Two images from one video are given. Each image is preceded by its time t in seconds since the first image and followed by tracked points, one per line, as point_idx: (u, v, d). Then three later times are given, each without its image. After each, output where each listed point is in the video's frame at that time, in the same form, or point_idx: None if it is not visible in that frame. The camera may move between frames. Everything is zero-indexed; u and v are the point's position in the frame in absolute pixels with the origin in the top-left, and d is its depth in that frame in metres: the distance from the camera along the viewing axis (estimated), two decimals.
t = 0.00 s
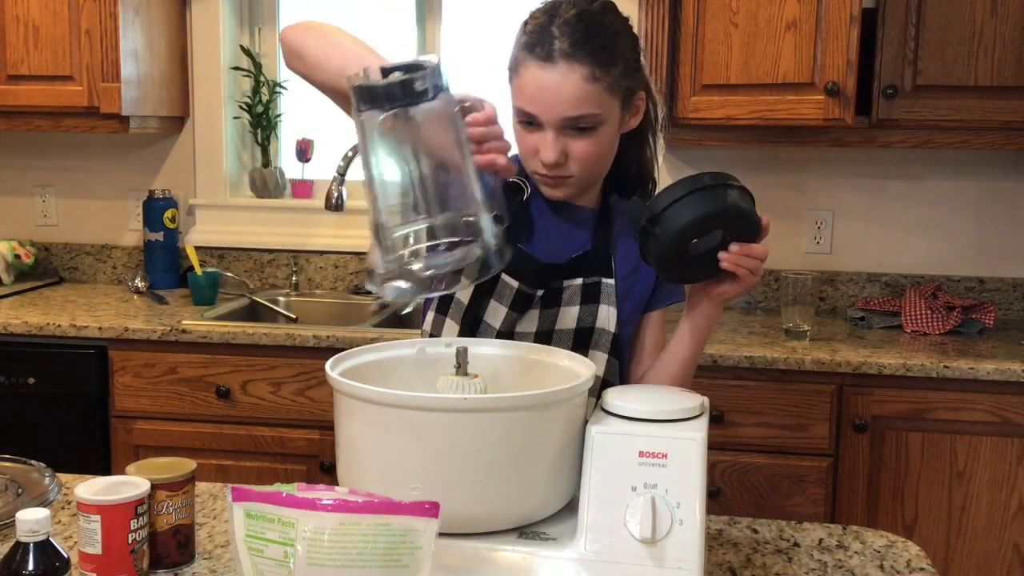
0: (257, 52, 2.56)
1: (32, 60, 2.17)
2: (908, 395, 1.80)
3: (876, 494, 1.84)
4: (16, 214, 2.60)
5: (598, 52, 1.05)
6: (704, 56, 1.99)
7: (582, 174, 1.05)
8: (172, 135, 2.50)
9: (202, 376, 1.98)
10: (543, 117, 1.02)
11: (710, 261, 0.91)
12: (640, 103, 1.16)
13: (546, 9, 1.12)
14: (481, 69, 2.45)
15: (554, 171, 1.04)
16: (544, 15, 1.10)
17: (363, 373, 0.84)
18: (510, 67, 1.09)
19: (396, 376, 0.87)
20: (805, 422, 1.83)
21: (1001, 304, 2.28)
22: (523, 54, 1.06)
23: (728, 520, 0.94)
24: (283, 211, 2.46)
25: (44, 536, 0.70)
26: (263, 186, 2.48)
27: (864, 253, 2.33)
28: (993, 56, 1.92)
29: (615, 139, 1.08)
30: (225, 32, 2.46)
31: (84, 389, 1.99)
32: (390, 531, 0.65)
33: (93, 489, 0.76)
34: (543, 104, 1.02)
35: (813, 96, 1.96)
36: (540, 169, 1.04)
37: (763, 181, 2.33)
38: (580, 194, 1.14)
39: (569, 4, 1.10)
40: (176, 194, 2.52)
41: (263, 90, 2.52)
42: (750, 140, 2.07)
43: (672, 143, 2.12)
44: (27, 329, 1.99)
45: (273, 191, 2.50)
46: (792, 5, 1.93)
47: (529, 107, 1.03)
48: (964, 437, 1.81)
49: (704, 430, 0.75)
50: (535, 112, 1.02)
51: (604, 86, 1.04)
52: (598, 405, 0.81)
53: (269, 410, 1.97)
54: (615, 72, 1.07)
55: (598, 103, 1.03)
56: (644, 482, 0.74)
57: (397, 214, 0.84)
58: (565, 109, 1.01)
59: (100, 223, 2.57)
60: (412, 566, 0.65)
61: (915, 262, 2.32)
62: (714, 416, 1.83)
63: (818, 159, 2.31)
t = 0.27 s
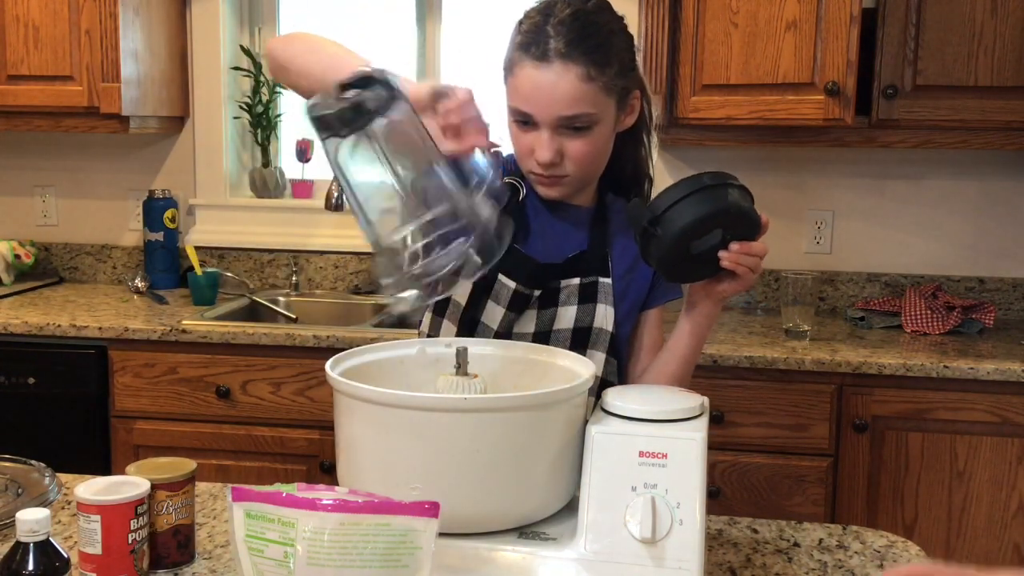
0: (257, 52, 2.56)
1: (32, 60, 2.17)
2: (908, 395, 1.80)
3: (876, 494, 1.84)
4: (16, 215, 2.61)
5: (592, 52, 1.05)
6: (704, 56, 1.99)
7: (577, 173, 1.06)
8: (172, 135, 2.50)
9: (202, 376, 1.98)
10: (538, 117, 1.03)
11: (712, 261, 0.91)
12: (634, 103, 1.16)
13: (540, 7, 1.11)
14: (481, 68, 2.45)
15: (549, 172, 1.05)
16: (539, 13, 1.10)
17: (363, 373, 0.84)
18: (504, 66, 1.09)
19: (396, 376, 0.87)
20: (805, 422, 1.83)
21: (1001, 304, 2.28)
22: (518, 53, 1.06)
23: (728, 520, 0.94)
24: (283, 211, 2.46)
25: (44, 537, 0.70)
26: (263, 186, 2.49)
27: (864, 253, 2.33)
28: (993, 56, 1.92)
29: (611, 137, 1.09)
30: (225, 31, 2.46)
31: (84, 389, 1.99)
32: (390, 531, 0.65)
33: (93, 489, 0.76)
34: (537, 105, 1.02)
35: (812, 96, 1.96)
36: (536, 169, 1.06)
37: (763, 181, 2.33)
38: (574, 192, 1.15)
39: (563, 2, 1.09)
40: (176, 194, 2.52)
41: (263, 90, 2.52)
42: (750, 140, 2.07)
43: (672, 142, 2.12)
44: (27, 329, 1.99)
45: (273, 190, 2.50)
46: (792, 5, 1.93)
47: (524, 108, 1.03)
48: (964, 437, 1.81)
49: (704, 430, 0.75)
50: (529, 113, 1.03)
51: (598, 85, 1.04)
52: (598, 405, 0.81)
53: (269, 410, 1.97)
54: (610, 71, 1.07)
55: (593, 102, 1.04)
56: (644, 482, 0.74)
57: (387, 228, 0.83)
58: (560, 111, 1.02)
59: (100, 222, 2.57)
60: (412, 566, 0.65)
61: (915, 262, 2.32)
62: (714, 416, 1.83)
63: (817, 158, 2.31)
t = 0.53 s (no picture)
0: (257, 52, 2.55)
1: (32, 60, 2.17)
2: (908, 396, 1.80)
3: (876, 494, 1.84)
4: (16, 215, 2.61)
5: (577, 37, 1.06)
6: (704, 56, 1.99)
7: (562, 161, 1.04)
8: (172, 135, 2.50)
9: (202, 376, 1.98)
10: (522, 102, 1.01)
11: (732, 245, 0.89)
12: (620, 95, 1.16)
13: None
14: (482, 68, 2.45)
15: (533, 157, 1.03)
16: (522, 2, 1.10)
17: (363, 373, 0.84)
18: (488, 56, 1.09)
19: (396, 376, 0.87)
20: (805, 422, 1.83)
21: (1001, 304, 2.28)
22: (502, 40, 1.06)
23: (728, 520, 0.94)
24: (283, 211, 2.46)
25: (44, 537, 0.70)
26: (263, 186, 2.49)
27: (864, 253, 2.33)
28: (993, 57, 1.92)
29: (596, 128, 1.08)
30: (225, 31, 2.46)
31: (84, 389, 1.99)
32: (390, 531, 0.65)
33: (93, 489, 0.76)
34: (521, 89, 1.01)
35: (813, 96, 1.96)
36: (520, 157, 1.03)
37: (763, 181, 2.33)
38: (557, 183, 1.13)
39: None
40: (176, 194, 2.52)
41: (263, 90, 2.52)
42: (750, 140, 2.07)
43: (672, 142, 2.12)
44: (27, 329, 1.99)
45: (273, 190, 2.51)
46: (792, 6, 1.93)
47: (507, 92, 1.02)
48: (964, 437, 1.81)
49: (704, 430, 0.75)
50: (512, 98, 1.02)
51: (583, 70, 1.04)
52: (598, 405, 0.81)
53: (269, 410, 1.97)
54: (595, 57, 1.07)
55: (578, 87, 1.03)
56: (644, 482, 0.74)
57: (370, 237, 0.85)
58: (544, 94, 1.01)
59: (100, 223, 2.57)
60: (412, 566, 0.65)
61: (914, 262, 2.32)
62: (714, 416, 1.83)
63: (817, 158, 2.31)
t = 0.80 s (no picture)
0: (257, 52, 2.55)
1: (32, 60, 2.17)
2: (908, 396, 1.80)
3: (876, 494, 1.84)
4: (16, 215, 2.61)
5: (550, 12, 1.07)
6: (704, 56, 1.99)
7: (538, 141, 1.04)
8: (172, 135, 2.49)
9: (202, 375, 1.98)
10: (495, 81, 1.02)
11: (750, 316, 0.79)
12: (593, 81, 1.18)
13: None
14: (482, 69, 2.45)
15: (509, 137, 1.04)
16: None
17: (363, 373, 0.84)
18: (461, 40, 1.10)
19: (396, 376, 0.87)
20: (805, 422, 1.83)
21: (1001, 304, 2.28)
22: (474, 21, 1.07)
23: (728, 520, 0.94)
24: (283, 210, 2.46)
25: (44, 537, 0.70)
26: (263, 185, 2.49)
27: (864, 253, 2.33)
28: (993, 56, 1.92)
29: (572, 110, 1.09)
30: (225, 31, 2.46)
31: (84, 389, 1.99)
32: (390, 531, 0.65)
33: (93, 489, 0.76)
34: (494, 68, 1.02)
35: (812, 97, 1.96)
36: (497, 138, 1.04)
37: (762, 181, 2.33)
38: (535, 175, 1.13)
39: None
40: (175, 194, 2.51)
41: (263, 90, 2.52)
42: (750, 141, 2.07)
43: (673, 142, 2.12)
44: (27, 329, 1.99)
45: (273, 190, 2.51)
46: (792, 5, 1.93)
47: (481, 71, 1.03)
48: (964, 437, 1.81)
49: (704, 430, 0.75)
50: (486, 77, 1.03)
51: (555, 44, 1.05)
52: (598, 406, 0.81)
53: (268, 410, 1.97)
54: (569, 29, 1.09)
55: (552, 62, 1.04)
56: (644, 481, 0.74)
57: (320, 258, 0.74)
58: (515, 71, 1.02)
59: (100, 223, 2.57)
60: (412, 566, 0.65)
61: (914, 262, 2.32)
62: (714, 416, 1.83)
63: (816, 158, 2.31)
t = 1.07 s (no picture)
0: (257, 52, 2.55)
1: (32, 59, 2.17)
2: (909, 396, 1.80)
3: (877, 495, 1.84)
4: (17, 215, 2.61)
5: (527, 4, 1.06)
6: (704, 56, 1.99)
7: (518, 135, 1.05)
8: (172, 135, 2.49)
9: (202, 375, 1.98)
10: (472, 76, 1.03)
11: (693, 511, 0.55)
12: (574, 78, 1.15)
13: None
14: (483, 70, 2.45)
15: (487, 132, 1.05)
16: None
17: (363, 373, 0.84)
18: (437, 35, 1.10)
19: (396, 376, 0.87)
20: (805, 422, 1.83)
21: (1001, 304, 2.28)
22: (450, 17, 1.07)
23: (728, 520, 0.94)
24: (283, 210, 2.46)
25: (44, 537, 0.70)
26: (263, 186, 2.49)
27: (864, 252, 2.33)
28: (993, 56, 1.92)
29: (554, 104, 1.09)
30: (225, 31, 2.46)
31: (85, 389, 1.99)
32: (389, 531, 0.65)
33: (93, 489, 0.76)
34: (468, 63, 1.03)
35: (813, 97, 1.96)
36: (477, 134, 1.05)
37: (762, 181, 2.33)
38: (519, 177, 1.14)
39: None
40: (175, 194, 2.52)
41: (263, 90, 2.52)
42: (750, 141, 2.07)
43: (673, 142, 2.12)
44: (27, 329, 1.99)
45: (273, 190, 2.51)
46: (792, 5, 1.93)
47: (457, 67, 1.04)
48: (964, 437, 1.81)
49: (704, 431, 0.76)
50: (462, 72, 1.04)
51: (532, 36, 1.05)
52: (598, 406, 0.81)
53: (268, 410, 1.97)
54: (547, 19, 1.08)
55: (528, 54, 1.04)
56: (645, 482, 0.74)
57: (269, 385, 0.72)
58: (491, 66, 1.03)
59: (100, 223, 2.57)
60: (412, 566, 0.65)
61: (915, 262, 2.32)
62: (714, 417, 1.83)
63: (816, 158, 2.31)
